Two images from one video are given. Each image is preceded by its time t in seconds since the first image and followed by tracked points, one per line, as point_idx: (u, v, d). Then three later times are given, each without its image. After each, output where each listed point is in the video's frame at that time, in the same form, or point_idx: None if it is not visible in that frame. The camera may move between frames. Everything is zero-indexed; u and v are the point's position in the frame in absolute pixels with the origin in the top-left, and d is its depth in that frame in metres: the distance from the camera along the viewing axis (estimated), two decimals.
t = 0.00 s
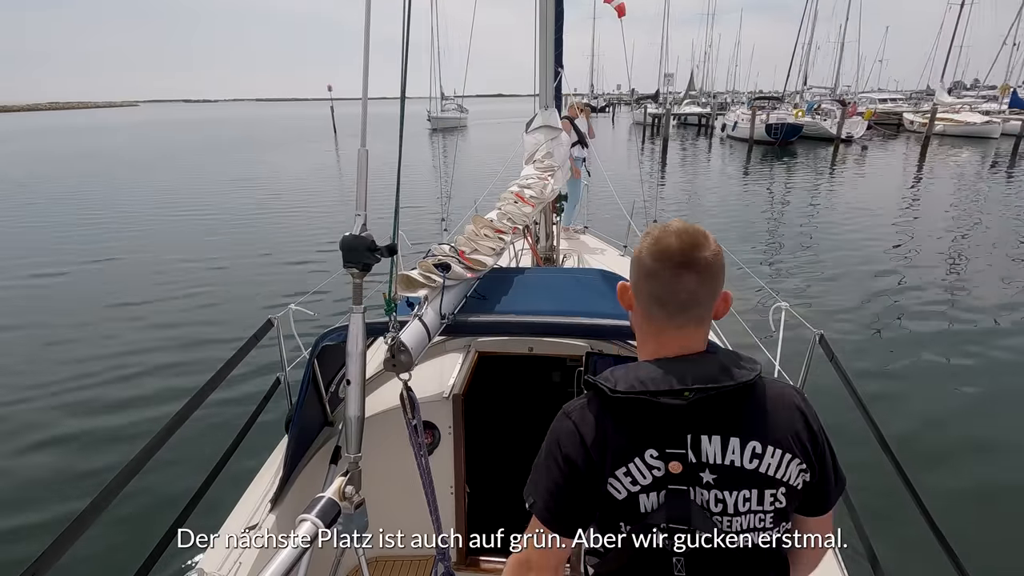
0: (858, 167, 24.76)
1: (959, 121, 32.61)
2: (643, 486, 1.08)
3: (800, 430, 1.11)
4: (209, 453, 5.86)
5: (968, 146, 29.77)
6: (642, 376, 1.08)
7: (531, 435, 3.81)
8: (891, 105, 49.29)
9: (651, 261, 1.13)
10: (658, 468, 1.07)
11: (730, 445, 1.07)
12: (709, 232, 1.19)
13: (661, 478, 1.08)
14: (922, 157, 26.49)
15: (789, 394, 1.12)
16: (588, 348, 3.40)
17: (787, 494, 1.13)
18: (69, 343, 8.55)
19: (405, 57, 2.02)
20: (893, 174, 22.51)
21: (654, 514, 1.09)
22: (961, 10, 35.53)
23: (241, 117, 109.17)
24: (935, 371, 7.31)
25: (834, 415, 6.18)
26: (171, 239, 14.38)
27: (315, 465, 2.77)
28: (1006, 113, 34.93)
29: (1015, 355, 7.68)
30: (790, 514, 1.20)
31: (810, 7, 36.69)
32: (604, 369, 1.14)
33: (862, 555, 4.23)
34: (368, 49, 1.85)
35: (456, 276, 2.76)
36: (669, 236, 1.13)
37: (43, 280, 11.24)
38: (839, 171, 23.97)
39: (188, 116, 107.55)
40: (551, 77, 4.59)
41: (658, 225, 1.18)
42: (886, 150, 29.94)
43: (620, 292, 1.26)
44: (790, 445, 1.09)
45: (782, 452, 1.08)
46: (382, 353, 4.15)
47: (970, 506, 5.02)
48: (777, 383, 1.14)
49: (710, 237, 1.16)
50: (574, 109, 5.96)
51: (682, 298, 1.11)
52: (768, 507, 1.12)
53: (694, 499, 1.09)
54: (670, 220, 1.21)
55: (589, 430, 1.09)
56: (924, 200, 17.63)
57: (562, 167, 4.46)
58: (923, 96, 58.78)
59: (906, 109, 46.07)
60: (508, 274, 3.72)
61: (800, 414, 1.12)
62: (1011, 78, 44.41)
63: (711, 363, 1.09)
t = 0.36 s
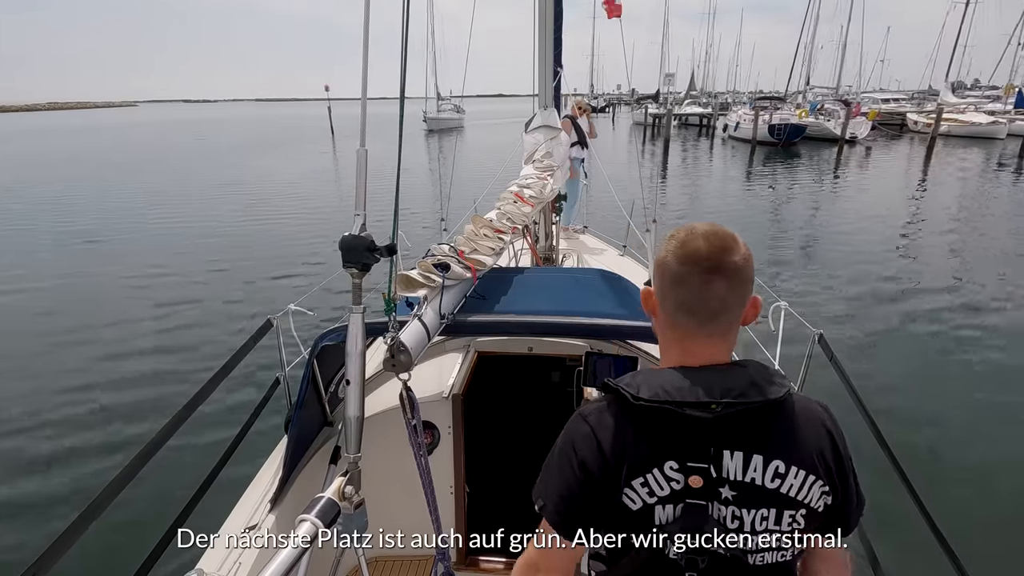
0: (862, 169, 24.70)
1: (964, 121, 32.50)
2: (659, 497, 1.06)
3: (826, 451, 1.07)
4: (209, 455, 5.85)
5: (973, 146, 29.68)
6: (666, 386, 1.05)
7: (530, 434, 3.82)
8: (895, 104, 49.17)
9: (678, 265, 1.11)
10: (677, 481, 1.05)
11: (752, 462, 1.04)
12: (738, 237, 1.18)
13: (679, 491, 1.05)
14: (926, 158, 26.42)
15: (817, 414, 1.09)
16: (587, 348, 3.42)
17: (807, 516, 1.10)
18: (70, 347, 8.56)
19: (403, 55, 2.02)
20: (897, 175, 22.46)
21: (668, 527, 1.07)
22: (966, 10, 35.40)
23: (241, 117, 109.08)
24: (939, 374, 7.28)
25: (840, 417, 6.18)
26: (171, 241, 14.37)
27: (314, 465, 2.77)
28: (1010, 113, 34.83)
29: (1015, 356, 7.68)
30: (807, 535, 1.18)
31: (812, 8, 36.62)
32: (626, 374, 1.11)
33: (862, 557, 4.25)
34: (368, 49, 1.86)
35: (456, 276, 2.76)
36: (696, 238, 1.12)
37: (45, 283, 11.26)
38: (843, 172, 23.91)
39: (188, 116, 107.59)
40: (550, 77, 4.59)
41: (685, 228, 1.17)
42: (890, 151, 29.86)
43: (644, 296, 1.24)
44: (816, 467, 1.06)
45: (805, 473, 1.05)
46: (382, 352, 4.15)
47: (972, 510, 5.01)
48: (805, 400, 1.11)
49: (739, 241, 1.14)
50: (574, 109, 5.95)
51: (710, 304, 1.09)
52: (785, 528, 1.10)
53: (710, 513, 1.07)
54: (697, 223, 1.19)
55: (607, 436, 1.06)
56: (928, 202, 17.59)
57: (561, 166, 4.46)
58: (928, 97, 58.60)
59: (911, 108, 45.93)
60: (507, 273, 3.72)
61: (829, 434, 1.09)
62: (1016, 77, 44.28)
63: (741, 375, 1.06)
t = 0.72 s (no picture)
0: (866, 169, 24.63)
1: (969, 121, 32.39)
2: (656, 507, 1.06)
3: (828, 463, 1.07)
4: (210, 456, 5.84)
5: (978, 146, 29.59)
6: (666, 394, 1.05)
7: (529, 434, 3.82)
8: (898, 105, 49.09)
9: (678, 269, 1.12)
10: (675, 492, 1.05)
11: (752, 473, 1.04)
12: (741, 239, 1.17)
13: (677, 501, 1.06)
14: (930, 159, 26.35)
15: (820, 424, 1.09)
16: (587, 347, 3.42)
17: (806, 527, 1.10)
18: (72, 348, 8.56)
19: (403, 55, 2.03)
20: (900, 176, 22.41)
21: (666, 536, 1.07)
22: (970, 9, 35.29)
23: (241, 118, 109.03)
24: (942, 375, 7.25)
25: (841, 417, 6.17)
26: (172, 242, 14.36)
27: (314, 465, 2.77)
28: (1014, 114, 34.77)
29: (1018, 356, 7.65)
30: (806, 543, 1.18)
31: (815, 8, 36.59)
32: (625, 380, 1.10)
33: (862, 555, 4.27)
34: (367, 49, 1.86)
35: (455, 276, 2.77)
36: (697, 241, 1.12)
37: (46, 285, 11.25)
38: (846, 173, 23.86)
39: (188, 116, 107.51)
40: (549, 77, 4.58)
41: (686, 230, 1.17)
42: (894, 151, 29.79)
43: (644, 300, 1.24)
44: (817, 479, 1.06)
45: (806, 486, 1.05)
46: (381, 352, 4.15)
47: (974, 511, 4.99)
48: (808, 409, 1.10)
49: (740, 245, 1.14)
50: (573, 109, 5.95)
51: (711, 308, 1.10)
52: (783, 537, 1.11)
53: (708, 522, 1.07)
54: (698, 225, 1.19)
55: (605, 444, 1.05)
56: (932, 203, 17.55)
57: (560, 166, 4.46)
58: (933, 98, 58.49)
59: (914, 109, 45.85)
60: (506, 273, 3.72)
61: (831, 445, 1.08)
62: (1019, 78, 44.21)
63: (743, 383, 1.06)
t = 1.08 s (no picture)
0: (871, 170, 24.57)
1: (974, 121, 32.26)
2: (649, 513, 1.06)
3: (823, 469, 1.07)
4: (211, 458, 5.85)
5: (983, 147, 29.50)
6: (659, 400, 1.04)
7: (528, 434, 3.82)
8: (903, 105, 48.92)
9: (672, 272, 1.11)
10: (667, 498, 1.05)
11: (747, 480, 1.04)
12: (735, 244, 1.17)
13: (670, 508, 1.05)
14: (935, 159, 26.27)
15: (816, 429, 1.09)
16: (587, 347, 3.42)
17: (801, 532, 1.11)
18: (73, 351, 8.54)
19: (401, 56, 2.03)
20: (905, 177, 22.35)
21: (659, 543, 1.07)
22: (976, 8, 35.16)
23: (240, 118, 108.87)
24: (943, 378, 7.25)
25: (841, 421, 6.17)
26: (172, 244, 14.36)
27: (313, 466, 2.77)
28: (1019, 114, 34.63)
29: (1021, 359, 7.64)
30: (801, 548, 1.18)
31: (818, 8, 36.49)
32: (618, 385, 1.10)
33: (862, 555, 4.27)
34: (366, 49, 1.86)
35: (455, 276, 2.77)
36: (690, 244, 1.12)
37: (47, 287, 11.23)
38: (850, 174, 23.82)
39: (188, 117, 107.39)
40: (549, 77, 4.58)
41: (680, 234, 1.16)
42: (899, 152, 29.68)
43: (639, 303, 1.24)
44: (812, 485, 1.06)
45: (801, 492, 1.06)
46: (381, 352, 4.15)
47: (975, 515, 4.99)
48: (805, 415, 1.10)
49: (735, 249, 1.14)
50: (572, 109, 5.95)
51: (704, 313, 1.09)
52: (778, 544, 1.11)
53: (701, 530, 1.07)
54: (693, 228, 1.19)
55: (597, 449, 1.05)
56: (937, 204, 17.50)
57: (559, 166, 4.46)
58: (938, 98, 58.25)
59: (919, 109, 45.67)
60: (506, 273, 3.72)
61: (827, 451, 1.08)
62: None
63: (737, 390, 1.05)
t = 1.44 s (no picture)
0: (876, 171, 24.48)
1: (980, 122, 32.13)
2: (646, 518, 1.06)
3: (822, 474, 1.07)
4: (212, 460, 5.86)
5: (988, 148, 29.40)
6: (658, 404, 1.04)
7: (525, 433, 3.83)
8: (909, 106, 48.75)
9: (670, 277, 1.12)
10: (665, 503, 1.05)
11: (744, 486, 1.04)
12: (734, 246, 1.17)
13: (667, 513, 1.05)
14: (940, 161, 26.17)
15: (815, 435, 1.09)
16: (587, 347, 3.42)
17: (798, 538, 1.11)
18: (73, 351, 8.54)
19: (400, 57, 2.02)
20: (909, 178, 22.30)
21: (656, 548, 1.07)
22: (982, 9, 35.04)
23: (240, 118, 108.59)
24: (943, 379, 7.24)
25: (839, 423, 6.17)
26: (173, 243, 14.35)
27: (314, 466, 2.77)
28: None
29: None
30: (798, 553, 1.18)
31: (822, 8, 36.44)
32: (618, 388, 1.09)
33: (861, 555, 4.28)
34: (366, 49, 1.86)
35: (454, 276, 2.77)
36: (689, 247, 1.11)
37: (48, 287, 11.23)
38: (855, 175, 23.75)
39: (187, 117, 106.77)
40: (548, 77, 4.57)
41: (680, 236, 1.16)
42: (904, 153, 29.57)
43: (637, 306, 1.24)
44: (810, 490, 1.06)
45: (800, 498, 1.05)
46: (381, 352, 4.16)
47: (974, 514, 5.00)
48: (804, 420, 1.10)
49: (733, 252, 1.14)
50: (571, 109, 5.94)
51: (703, 317, 1.09)
52: (776, 550, 1.11)
53: (698, 537, 1.06)
54: (692, 230, 1.19)
55: (593, 452, 1.06)
56: (942, 205, 17.44)
57: (559, 167, 4.46)
58: (942, 98, 58.16)
59: (924, 109, 45.54)
60: (506, 274, 3.72)
61: (826, 456, 1.08)
62: None
63: (735, 394, 1.05)
